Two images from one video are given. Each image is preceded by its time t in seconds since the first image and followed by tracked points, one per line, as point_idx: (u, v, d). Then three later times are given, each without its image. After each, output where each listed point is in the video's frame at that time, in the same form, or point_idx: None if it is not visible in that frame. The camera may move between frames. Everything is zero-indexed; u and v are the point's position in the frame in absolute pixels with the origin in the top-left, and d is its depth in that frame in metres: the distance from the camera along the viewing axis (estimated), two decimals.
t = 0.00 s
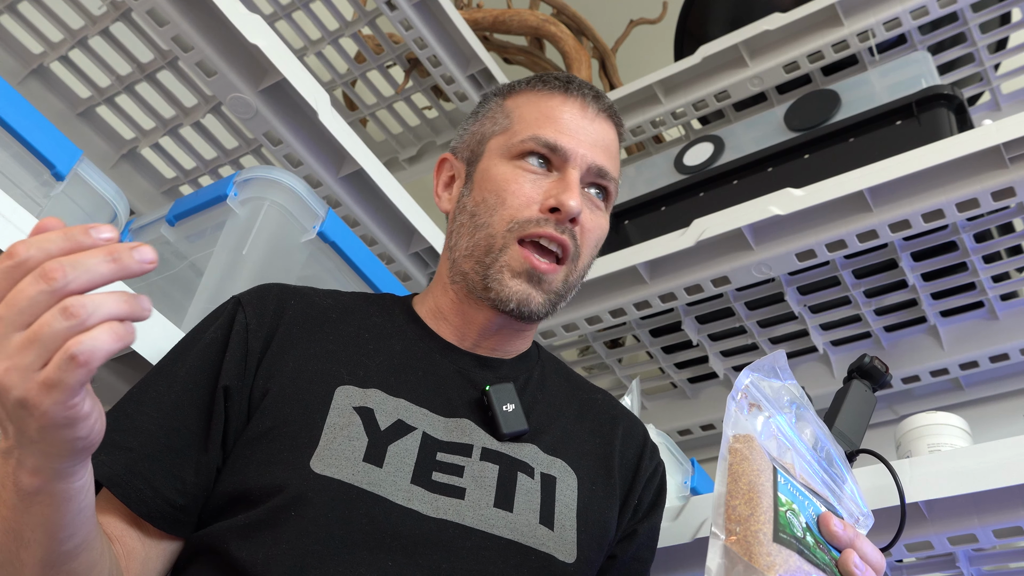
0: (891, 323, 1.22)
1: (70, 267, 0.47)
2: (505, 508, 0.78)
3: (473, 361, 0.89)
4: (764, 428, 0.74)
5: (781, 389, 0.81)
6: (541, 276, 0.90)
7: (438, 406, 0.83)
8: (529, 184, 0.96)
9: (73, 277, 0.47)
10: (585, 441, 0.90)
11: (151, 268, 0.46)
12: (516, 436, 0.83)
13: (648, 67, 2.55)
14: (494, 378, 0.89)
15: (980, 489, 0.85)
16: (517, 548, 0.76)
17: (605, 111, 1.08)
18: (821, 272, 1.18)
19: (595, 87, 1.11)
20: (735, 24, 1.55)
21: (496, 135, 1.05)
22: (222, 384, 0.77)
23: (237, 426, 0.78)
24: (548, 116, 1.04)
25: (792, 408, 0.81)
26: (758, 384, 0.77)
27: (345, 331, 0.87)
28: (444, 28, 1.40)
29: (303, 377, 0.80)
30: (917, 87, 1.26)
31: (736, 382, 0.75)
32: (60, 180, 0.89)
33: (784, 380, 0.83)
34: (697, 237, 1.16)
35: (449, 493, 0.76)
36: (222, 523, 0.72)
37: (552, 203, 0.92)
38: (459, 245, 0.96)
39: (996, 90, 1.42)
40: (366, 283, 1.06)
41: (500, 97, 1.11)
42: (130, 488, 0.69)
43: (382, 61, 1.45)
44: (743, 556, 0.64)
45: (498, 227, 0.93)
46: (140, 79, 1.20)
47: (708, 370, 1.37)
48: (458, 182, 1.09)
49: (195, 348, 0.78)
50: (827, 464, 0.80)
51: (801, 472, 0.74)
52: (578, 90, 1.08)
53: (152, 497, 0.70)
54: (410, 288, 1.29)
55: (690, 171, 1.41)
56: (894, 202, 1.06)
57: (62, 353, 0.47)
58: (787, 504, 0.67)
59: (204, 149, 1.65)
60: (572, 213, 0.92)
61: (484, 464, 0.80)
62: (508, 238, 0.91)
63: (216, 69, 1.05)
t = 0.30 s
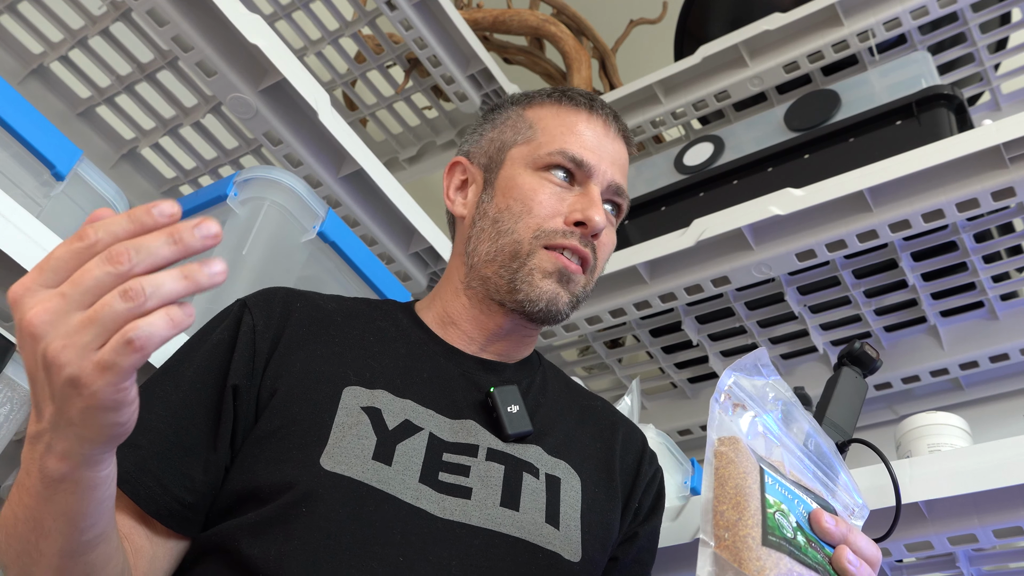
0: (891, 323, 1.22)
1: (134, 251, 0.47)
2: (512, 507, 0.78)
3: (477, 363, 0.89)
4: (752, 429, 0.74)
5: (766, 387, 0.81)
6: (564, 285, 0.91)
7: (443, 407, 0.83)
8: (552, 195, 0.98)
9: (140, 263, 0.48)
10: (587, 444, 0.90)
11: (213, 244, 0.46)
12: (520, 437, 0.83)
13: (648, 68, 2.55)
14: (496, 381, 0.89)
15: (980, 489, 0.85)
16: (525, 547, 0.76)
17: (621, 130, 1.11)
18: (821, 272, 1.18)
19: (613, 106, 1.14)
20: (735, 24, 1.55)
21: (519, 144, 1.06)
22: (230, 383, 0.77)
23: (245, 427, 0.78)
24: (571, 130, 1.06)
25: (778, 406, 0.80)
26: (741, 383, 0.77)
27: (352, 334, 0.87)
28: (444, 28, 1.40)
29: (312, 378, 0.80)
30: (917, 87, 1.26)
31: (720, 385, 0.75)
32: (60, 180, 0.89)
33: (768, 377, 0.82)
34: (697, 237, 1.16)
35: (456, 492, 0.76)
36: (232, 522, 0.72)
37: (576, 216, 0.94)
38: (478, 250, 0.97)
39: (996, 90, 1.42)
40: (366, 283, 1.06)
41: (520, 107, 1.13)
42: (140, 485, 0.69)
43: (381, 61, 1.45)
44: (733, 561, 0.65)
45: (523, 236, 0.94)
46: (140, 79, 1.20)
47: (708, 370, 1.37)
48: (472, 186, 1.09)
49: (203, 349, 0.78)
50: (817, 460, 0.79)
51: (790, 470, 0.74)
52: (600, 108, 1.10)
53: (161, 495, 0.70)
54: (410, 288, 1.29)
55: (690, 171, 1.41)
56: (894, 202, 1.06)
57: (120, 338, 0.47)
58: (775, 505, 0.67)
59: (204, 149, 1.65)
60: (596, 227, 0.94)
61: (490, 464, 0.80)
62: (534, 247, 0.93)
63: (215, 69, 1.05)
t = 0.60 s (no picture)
0: (891, 323, 1.22)
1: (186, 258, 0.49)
2: (518, 514, 0.77)
3: (482, 381, 0.89)
4: (751, 443, 0.74)
5: (762, 400, 0.80)
6: (537, 281, 0.91)
7: (449, 420, 0.83)
8: (517, 200, 0.99)
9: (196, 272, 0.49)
10: (593, 456, 0.90)
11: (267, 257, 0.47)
12: (526, 448, 0.83)
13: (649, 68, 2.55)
14: (501, 397, 0.89)
15: (981, 489, 0.85)
16: (534, 554, 0.75)
17: (585, 127, 1.12)
18: (821, 272, 1.18)
19: (575, 108, 1.15)
20: (735, 24, 1.55)
21: (485, 161, 1.09)
22: (240, 400, 0.77)
23: (255, 443, 0.78)
24: (530, 136, 1.08)
25: (775, 417, 0.80)
26: (739, 398, 0.77)
27: (359, 353, 0.87)
28: (444, 28, 1.40)
29: (319, 395, 0.80)
30: (917, 87, 1.26)
31: (718, 399, 0.75)
32: (60, 180, 0.89)
33: (763, 389, 0.82)
34: (697, 237, 1.16)
35: (463, 501, 0.76)
36: (243, 535, 0.71)
37: (539, 214, 0.95)
38: (456, 267, 0.99)
39: (996, 90, 1.42)
40: (365, 282, 1.06)
41: (487, 130, 1.15)
42: (153, 501, 0.69)
43: (381, 61, 1.45)
44: None
45: (491, 244, 0.95)
46: (140, 79, 1.20)
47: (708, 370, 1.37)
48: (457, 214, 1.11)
49: (213, 370, 0.79)
50: (818, 470, 0.79)
51: (792, 480, 0.74)
52: (556, 111, 1.12)
53: (173, 511, 0.70)
54: (410, 288, 1.29)
55: (690, 171, 1.41)
56: (895, 202, 1.06)
57: (167, 342, 0.47)
58: (782, 519, 0.66)
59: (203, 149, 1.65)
60: (558, 220, 0.94)
61: (496, 475, 0.79)
62: (501, 251, 0.94)
63: (215, 69, 1.05)
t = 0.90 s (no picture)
0: (891, 323, 1.22)
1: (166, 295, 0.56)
2: (527, 528, 0.75)
3: (488, 403, 0.88)
4: (755, 427, 0.70)
5: (767, 387, 0.76)
6: (529, 297, 0.91)
7: (455, 443, 0.81)
8: (505, 222, 1.00)
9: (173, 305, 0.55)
10: (608, 468, 0.86)
11: (237, 294, 0.54)
12: (534, 463, 0.80)
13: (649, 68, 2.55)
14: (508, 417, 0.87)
15: (981, 489, 0.85)
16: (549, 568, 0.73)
17: (568, 146, 1.13)
18: (821, 272, 1.18)
19: (556, 131, 1.17)
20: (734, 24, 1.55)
21: (473, 191, 1.10)
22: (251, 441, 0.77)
23: (269, 480, 0.77)
24: (513, 161, 1.09)
25: (781, 406, 0.76)
26: (739, 383, 0.73)
27: (368, 388, 0.86)
28: (444, 28, 1.40)
29: (327, 429, 0.80)
30: (917, 87, 1.26)
31: (718, 384, 0.71)
32: (60, 180, 0.89)
33: (766, 376, 0.77)
34: (697, 237, 1.16)
35: (471, 519, 0.74)
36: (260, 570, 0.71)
37: (525, 233, 0.96)
38: (454, 297, 0.99)
39: (996, 90, 1.42)
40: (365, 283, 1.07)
41: (476, 163, 1.17)
42: (173, 545, 0.70)
43: (382, 61, 1.45)
44: (733, 550, 0.61)
45: (482, 266, 0.96)
46: (141, 79, 1.20)
47: (708, 370, 1.37)
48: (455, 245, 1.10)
49: (225, 418, 0.80)
50: (830, 460, 0.75)
51: (798, 464, 0.70)
52: (536, 135, 1.14)
53: (193, 552, 0.71)
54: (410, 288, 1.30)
55: (690, 171, 1.41)
56: (894, 202, 1.06)
57: (142, 363, 0.52)
58: (776, 494, 0.63)
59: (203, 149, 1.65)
60: (544, 237, 0.95)
61: (503, 491, 0.77)
62: (491, 273, 0.94)
63: (216, 69, 1.05)
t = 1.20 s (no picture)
0: (891, 323, 1.22)
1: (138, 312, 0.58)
2: (529, 533, 0.74)
3: (491, 414, 0.88)
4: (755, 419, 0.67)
5: (771, 382, 0.73)
6: (499, 300, 0.92)
7: (458, 454, 0.81)
8: (473, 233, 1.02)
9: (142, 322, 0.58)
10: (611, 473, 0.85)
11: (206, 307, 0.58)
12: (536, 470, 0.80)
13: (649, 68, 2.55)
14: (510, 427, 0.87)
15: (982, 488, 0.85)
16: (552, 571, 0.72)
17: (533, 153, 1.15)
18: (821, 272, 1.18)
19: (521, 142, 1.19)
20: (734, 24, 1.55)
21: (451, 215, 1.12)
22: (257, 459, 0.79)
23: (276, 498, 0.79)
24: (479, 178, 1.12)
25: (785, 402, 0.73)
26: (743, 375, 0.71)
27: (372, 405, 0.87)
28: (444, 28, 1.40)
29: (331, 445, 0.80)
30: (917, 87, 1.26)
31: (721, 375, 0.69)
32: (60, 180, 0.89)
33: (772, 371, 0.74)
34: (697, 237, 1.15)
35: (473, 526, 0.73)
36: None
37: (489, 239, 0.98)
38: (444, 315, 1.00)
39: (996, 90, 1.42)
40: (366, 284, 1.07)
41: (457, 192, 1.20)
42: (184, 564, 0.72)
43: (381, 61, 1.45)
44: (722, 531, 0.58)
45: (455, 278, 0.97)
46: (140, 79, 1.20)
47: (708, 370, 1.37)
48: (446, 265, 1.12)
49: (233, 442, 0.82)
50: (835, 459, 0.71)
51: (800, 457, 0.66)
52: (500, 150, 1.16)
53: (201, 570, 0.73)
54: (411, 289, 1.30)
55: (690, 171, 1.41)
56: (894, 202, 1.06)
57: (115, 378, 0.56)
58: (771, 480, 0.60)
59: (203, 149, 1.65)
60: (505, 238, 0.96)
61: (505, 498, 0.76)
62: (463, 282, 0.96)
63: (216, 69, 1.05)
